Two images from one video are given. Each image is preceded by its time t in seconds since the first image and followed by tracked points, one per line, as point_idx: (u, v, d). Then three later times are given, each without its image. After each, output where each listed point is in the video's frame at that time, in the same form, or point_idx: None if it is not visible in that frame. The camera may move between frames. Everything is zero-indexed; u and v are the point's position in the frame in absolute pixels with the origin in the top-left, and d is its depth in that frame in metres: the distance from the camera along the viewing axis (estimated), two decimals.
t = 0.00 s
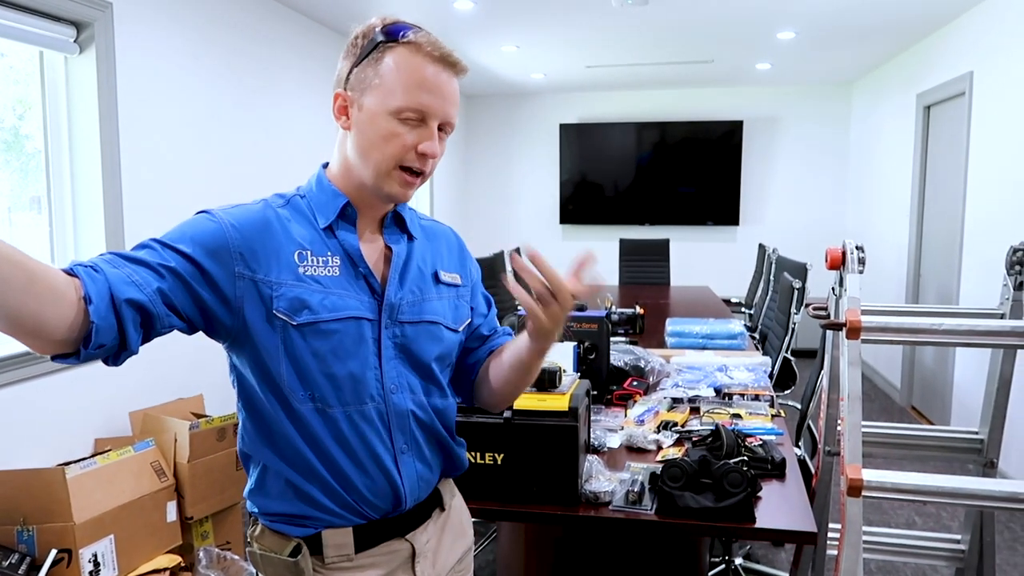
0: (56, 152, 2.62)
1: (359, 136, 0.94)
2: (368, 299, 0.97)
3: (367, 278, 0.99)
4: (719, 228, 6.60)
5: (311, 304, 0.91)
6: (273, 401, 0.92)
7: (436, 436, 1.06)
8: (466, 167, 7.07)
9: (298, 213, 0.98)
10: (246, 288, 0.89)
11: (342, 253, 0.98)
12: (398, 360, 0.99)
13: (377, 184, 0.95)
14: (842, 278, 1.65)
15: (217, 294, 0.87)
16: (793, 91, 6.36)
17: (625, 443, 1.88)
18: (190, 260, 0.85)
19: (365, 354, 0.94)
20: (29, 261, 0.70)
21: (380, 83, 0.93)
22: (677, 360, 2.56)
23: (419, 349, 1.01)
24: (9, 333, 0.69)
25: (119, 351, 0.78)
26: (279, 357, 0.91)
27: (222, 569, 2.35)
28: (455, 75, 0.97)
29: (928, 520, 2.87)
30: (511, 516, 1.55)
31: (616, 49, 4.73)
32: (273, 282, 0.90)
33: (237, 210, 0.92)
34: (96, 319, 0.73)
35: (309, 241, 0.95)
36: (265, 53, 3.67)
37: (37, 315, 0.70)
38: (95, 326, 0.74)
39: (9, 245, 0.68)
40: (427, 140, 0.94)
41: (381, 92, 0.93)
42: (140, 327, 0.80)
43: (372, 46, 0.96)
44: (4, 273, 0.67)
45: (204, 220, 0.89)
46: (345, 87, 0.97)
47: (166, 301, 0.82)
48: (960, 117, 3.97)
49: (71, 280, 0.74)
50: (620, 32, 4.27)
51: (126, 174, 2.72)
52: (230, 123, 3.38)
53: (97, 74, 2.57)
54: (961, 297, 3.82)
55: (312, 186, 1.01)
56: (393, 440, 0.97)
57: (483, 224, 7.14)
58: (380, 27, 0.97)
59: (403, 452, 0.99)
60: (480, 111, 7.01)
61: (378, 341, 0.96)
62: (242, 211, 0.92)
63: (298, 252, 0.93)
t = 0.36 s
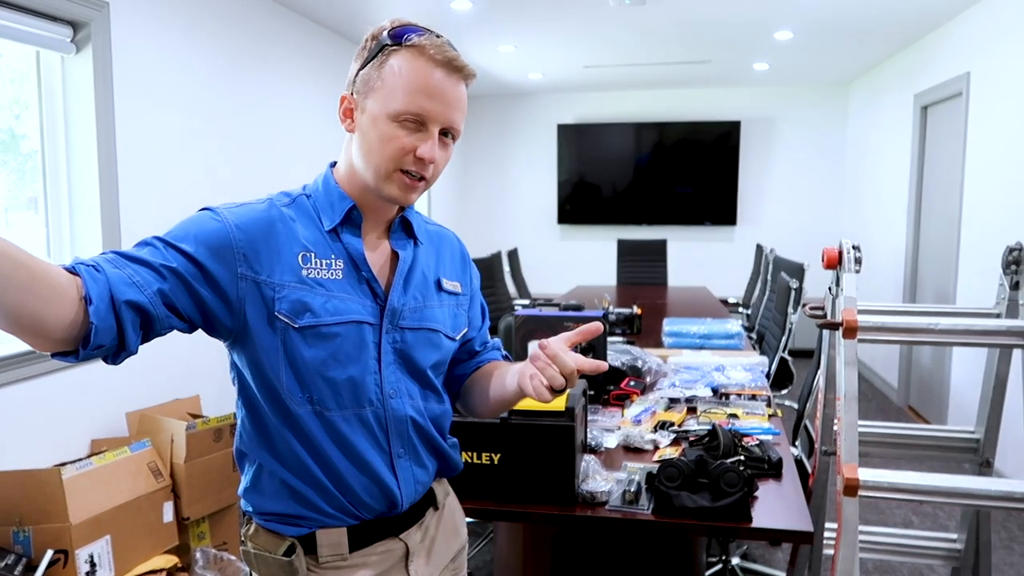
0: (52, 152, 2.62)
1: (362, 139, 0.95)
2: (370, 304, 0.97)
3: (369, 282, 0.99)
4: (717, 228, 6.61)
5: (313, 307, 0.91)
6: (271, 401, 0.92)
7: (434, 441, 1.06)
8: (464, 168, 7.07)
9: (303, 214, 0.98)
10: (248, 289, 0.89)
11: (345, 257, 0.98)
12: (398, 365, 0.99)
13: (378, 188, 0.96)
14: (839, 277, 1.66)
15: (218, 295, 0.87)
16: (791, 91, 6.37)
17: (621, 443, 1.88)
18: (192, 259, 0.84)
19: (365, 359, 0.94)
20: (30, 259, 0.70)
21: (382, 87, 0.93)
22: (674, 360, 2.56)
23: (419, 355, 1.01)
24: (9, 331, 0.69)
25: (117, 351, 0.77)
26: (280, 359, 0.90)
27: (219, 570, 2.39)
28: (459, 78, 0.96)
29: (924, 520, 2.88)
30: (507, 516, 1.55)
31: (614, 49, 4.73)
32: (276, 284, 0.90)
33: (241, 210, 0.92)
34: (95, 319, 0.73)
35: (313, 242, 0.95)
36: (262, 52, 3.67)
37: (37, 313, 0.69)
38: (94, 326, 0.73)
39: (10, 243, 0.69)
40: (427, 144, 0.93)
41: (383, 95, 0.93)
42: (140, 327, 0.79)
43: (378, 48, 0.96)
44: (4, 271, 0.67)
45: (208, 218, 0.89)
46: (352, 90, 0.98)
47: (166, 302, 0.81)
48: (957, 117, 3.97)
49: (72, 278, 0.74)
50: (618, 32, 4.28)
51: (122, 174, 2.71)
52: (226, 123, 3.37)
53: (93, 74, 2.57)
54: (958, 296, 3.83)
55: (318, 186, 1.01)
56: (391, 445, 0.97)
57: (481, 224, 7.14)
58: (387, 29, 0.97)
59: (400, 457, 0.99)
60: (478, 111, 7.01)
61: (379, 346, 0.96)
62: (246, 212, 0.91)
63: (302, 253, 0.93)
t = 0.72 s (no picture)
0: (49, 152, 2.61)
1: (358, 137, 0.95)
2: (371, 303, 0.97)
3: (371, 281, 0.99)
4: (714, 227, 6.61)
5: (314, 306, 0.91)
6: (271, 400, 0.92)
7: (434, 439, 1.06)
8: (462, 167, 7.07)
9: (303, 212, 0.97)
10: (248, 289, 0.89)
11: (346, 256, 0.97)
12: (398, 364, 0.99)
13: (374, 185, 0.96)
14: (836, 277, 1.66)
15: (218, 294, 0.87)
16: (788, 91, 6.38)
17: (619, 442, 1.88)
18: (191, 258, 0.84)
19: (366, 357, 0.94)
20: (29, 258, 0.69)
21: (377, 84, 0.93)
22: (672, 360, 2.56)
23: (419, 354, 1.01)
24: (7, 330, 0.69)
25: (117, 350, 0.77)
26: (280, 358, 0.90)
27: (217, 569, 2.37)
28: (454, 74, 0.96)
29: (922, 519, 2.88)
30: (506, 516, 1.55)
31: (611, 48, 4.74)
32: (276, 283, 0.90)
33: (240, 209, 0.91)
34: (94, 318, 0.73)
35: (313, 242, 0.95)
36: (259, 52, 3.66)
37: (35, 312, 0.69)
38: (93, 326, 0.73)
39: (8, 242, 0.68)
40: (421, 140, 0.93)
41: (378, 92, 0.93)
42: (139, 327, 0.79)
43: (372, 46, 0.96)
44: (3, 272, 0.67)
45: (208, 218, 0.88)
46: (348, 88, 0.98)
47: (166, 301, 0.81)
48: (954, 117, 3.98)
49: (71, 278, 0.73)
50: (615, 31, 4.28)
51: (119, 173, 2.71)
52: (223, 122, 3.37)
53: (90, 73, 2.56)
54: (955, 296, 3.83)
55: (318, 185, 1.01)
56: (392, 442, 0.97)
57: (479, 224, 7.13)
58: (381, 27, 0.97)
59: (401, 455, 0.99)
60: (476, 111, 7.01)
61: (379, 344, 0.96)
62: (246, 211, 0.91)
63: (302, 252, 0.93)
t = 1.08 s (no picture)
0: (48, 151, 2.60)
1: (351, 135, 0.95)
2: (369, 302, 0.97)
3: (369, 280, 0.99)
4: (713, 227, 6.61)
5: (313, 304, 0.91)
6: (270, 401, 0.92)
7: (434, 438, 1.06)
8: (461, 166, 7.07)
9: (300, 211, 0.97)
10: (247, 288, 0.89)
11: (344, 255, 0.97)
12: (397, 362, 0.99)
13: (369, 183, 0.96)
14: (836, 277, 1.66)
15: (217, 294, 0.87)
16: (787, 91, 6.38)
17: (619, 442, 1.88)
18: (190, 259, 0.84)
19: (365, 356, 0.94)
20: (28, 260, 0.69)
21: (367, 81, 0.93)
22: (671, 359, 2.56)
23: (418, 352, 1.01)
24: (6, 331, 0.69)
25: (117, 352, 0.77)
26: (279, 358, 0.90)
27: (216, 569, 2.33)
28: (444, 68, 0.96)
29: (921, 519, 2.89)
30: (505, 516, 1.55)
31: (610, 48, 4.74)
32: (275, 282, 0.90)
33: (239, 209, 0.91)
34: (94, 319, 0.73)
35: (312, 241, 0.95)
36: (258, 51, 3.65)
37: (35, 313, 0.69)
38: (93, 327, 0.73)
39: (7, 244, 0.68)
40: (414, 135, 0.93)
41: (368, 89, 0.93)
42: (139, 328, 0.79)
43: (361, 44, 0.96)
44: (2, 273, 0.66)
45: (206, 218, 0.88)
46: (340, 88, 0.98)
47: (165, 302, 0.81)
48: (953, 117, 3.99)
49: (70, 280, 0.73)
50: (614, 31, 4.28)
51: (118, 173, 2.70)
52: (222, 121, 3.36)
53: (89, 72, 2.55)
54: (954, 295, 3.83)
55: (315, 185, 1.00)
56: (392, 441, 0.97)
57: (477, 223, 7.13)
58: (369, 25, 0.97)
59: (401, 454, 0.99)
60: (475, 110, 7.00)
61: (378, 343, 0.96)
62: (244, 210, 0.91)
63: (301, 252, 0.93)
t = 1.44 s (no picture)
0: (47, 150, 2.60)
1: (344, 134, 0.95)
2: (366, 300, 0.97)
3: (364, 278, 0.98)
4: (712, 226, 6.62)
5: (310, 304, 0.91)
6: (267, 401, 0.91)
7: (431, 436, 1.05)
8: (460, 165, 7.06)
9: (294, 211, 0.97)
10: (243, 289, 0.88)
11: (339, 254, 0.97)
12: (395, 360, 0.99)
13: (364, 181, 0.95)
14: (837, 276, 1.66)
15: (213, 295, 0.86)
16: (787, 90, 6.38)
17: (619, 441, 1.88)
18: (186, 260, 0.84)
19: (362, 354, 0.94)
20: (24, 263, 0.69)
21: (358, 79, 0.93)
22: (671, 359, 2.56)
23: (415, 350, 1.01)
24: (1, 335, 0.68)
25: (115, 356, 0.77)
26: (277, 358, 0.90)
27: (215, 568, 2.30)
28: (435, 64, 0.96)
29: (920, 517, 2.89)
30: (505, 515, 1.55)
31: (610, 47, 4.73)
32: (272, 282, 0.89)
33: (233, 209, 0.91)
34: (91, 323, 0.72)
35: (306, 240, 0.94)
36: (257, 49, 3.65)
37: (31, 317, 0.68)
38: (91, 331, 0.72)
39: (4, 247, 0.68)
40: (408, 132, 0.93)
41: (360, 87, 0.93)
42: (137, 330, 0.78)
43: (350, 41, 0.95)
44: None
45: (200, 219, 0.88)
46: (330, 86, 0.97)
47: (162, 304, 0.81)
48: (952, 116, 3.99)
49: (66, 284, 0.72)
50: (614, 30, 4.27)
51: (117, 172, 2.70)
52: (221, 120, 3.35)
53: (87, 71, 2.55)
54: (954, 294, 3.83)
55: (308, 184, 1.00)
56: (390, 439, 0.97)
57: (476, 222, 7.13)
58: (357, 22, 0.96)
59: (399, 452, 0.98)
60: (474, 109, 7.00)
61: (375, 341, 0.96)
62: (238, 210, 0.91)
63: (296, 251, 0.93)
